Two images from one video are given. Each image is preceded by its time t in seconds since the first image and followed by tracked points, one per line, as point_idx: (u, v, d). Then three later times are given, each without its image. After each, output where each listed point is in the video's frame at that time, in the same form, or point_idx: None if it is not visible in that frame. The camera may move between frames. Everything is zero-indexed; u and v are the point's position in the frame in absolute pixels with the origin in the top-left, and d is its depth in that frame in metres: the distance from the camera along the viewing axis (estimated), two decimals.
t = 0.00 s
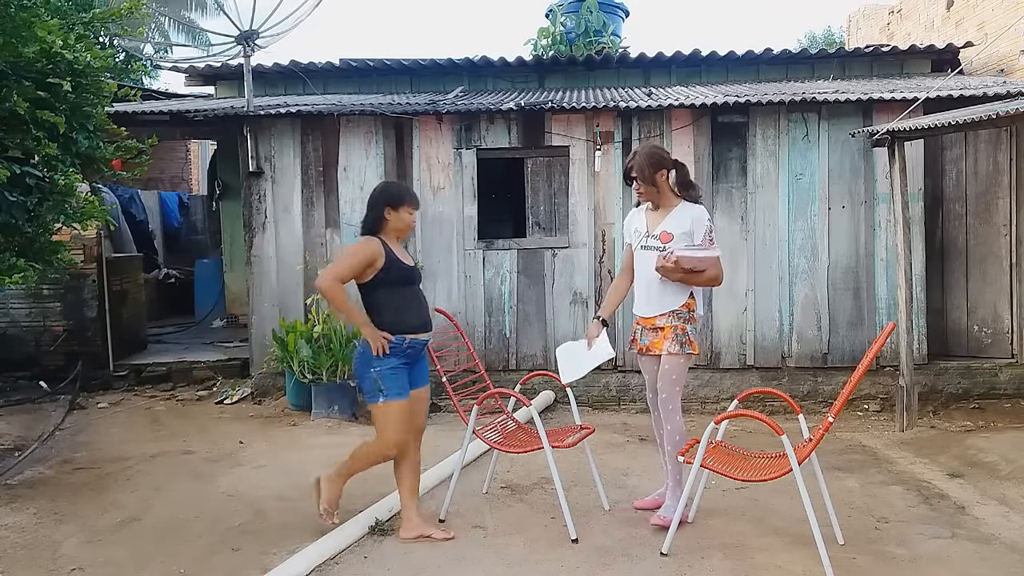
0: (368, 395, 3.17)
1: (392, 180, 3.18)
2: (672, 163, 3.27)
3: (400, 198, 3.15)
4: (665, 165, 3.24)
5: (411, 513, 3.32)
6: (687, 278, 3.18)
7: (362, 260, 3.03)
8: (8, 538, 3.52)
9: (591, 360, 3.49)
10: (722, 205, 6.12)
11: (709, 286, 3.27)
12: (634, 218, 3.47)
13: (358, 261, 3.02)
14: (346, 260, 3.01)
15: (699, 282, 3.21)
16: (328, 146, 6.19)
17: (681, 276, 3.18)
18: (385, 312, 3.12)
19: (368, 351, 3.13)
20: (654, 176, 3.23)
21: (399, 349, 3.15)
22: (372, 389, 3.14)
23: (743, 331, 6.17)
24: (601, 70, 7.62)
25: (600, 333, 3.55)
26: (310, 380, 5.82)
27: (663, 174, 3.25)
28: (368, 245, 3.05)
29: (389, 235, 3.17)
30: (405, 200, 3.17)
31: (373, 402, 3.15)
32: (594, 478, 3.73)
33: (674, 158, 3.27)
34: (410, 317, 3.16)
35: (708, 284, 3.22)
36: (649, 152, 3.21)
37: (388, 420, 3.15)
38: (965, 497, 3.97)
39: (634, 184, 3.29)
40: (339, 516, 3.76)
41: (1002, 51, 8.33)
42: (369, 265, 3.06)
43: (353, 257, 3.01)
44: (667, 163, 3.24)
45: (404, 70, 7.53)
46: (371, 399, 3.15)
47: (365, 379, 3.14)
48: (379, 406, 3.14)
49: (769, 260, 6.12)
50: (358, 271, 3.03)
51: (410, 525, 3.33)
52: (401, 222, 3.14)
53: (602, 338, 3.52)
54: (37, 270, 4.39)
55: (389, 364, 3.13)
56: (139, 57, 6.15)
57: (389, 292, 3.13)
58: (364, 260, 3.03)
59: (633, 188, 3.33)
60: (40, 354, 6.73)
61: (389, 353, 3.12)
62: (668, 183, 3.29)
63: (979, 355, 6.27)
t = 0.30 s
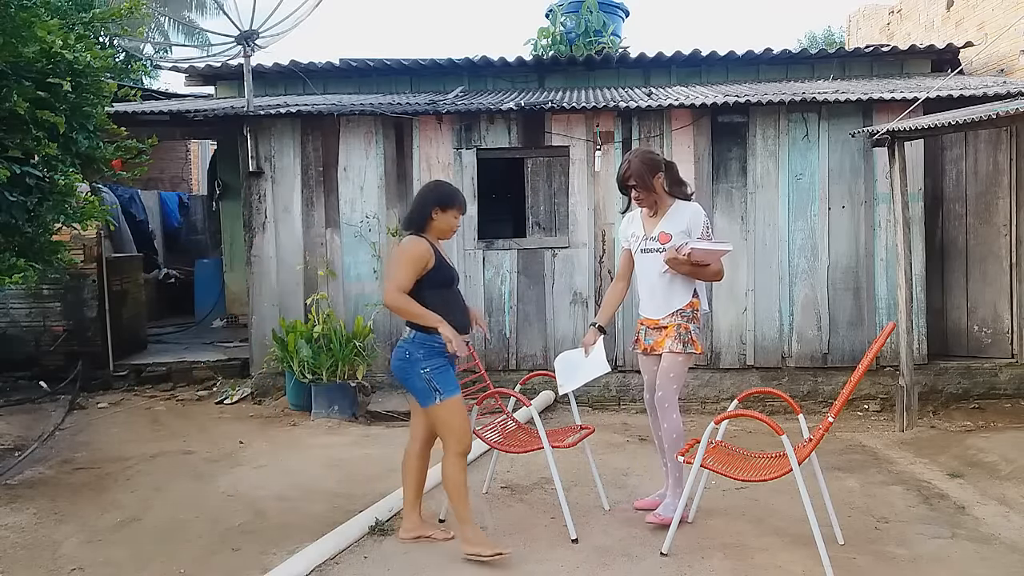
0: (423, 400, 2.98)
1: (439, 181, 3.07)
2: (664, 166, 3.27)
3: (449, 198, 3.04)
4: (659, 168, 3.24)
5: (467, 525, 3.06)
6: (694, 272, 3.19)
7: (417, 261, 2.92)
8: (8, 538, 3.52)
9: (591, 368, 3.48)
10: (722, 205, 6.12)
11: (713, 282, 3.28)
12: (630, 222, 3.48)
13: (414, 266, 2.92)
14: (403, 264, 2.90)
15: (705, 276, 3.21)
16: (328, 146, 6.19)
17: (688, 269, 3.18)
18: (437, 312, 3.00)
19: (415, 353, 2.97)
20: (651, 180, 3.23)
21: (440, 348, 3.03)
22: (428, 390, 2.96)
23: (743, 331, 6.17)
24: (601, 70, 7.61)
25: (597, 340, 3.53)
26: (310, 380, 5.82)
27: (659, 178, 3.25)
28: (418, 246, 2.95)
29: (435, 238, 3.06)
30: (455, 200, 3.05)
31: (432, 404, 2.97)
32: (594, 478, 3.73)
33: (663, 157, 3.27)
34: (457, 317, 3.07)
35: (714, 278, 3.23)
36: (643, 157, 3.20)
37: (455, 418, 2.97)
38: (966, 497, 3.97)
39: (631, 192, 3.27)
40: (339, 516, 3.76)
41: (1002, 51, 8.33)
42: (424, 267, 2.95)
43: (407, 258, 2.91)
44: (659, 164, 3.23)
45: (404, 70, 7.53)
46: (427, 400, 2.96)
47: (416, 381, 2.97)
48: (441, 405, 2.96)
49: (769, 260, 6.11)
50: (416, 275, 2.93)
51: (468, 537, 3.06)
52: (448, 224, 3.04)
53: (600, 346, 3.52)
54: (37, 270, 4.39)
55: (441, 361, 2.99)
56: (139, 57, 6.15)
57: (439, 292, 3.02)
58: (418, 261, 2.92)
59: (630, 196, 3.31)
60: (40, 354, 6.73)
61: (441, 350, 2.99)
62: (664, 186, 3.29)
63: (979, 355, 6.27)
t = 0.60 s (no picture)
0: (470, 405, 2.92)
1: (477, 184, 2.98)
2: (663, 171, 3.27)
3: (494, 204, 2.98)
4: (657, 174, 3.25)
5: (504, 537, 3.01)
6: (689, 278, 3.19)
7: (473, 271, 2.86)
8: (8, 538, 3.52)
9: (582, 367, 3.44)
10: (722, 205, 6.12)
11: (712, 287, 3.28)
12: (630, 229, 3.47)
13: (473, 276, 2.86)
14: (464, 277, 2.84)
15: (700, 283, 3.21)
16: (328, 146, 6.19)
17: (683, 275, 3.18)
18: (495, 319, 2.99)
19: (467, 356, 2.93)
20: (649, 184, 3.23)
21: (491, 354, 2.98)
22: (478, 395, 2.90)
23: (743, 331, 6.17)
24: (601, 70, 7.61)
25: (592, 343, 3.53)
26: (310, 380, 5.82)
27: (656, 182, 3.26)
28: (470, 254, 2.88)
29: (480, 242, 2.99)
30: (497, 201, 2.99)
31: (479, 410, 2.91)
32: (594, 478, 3.73)
33: (663, 163, 3.27)
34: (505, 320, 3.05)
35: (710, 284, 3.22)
36: (642, 161, 3.21)
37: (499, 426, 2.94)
38: (966, 497, 3.97)
39: (628, 194, 3.27)
40: (339, 516, 3.76)
41: (1002, 51, 8.33)
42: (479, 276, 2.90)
43: (466, 270, 2.84)
44: (658, 168, 3.24)
45: (404, 70, 7.53)
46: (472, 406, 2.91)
47: (467, 386, 2.91)
48: (488, 412, 2.92)
49: (769, 260, 6.11)
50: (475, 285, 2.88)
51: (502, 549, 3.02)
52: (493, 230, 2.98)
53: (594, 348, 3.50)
54: (36, 270, 4.38)
55: (491, 367, 2.95)
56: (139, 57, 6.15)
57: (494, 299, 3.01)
58: (475, 270, 2.87)
59: (627, 199, 3.31)
60: (40, 354, 6.73)
61: (492, 356, 2.97)
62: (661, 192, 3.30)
63: (979, 355, 6.27)
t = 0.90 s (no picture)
0: (499, 407, 2.95)
1: (509, 187, 3.04)
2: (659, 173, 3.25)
3: (526, 202, 3.02)
4: (651, 175, 3.23)
5: (509, 536, 3.02)
6: (672, 280, 3.17)
7: (515, 268, 2.90)
8: (8, 538, 3.52)
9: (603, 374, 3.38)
10: (721, 205, 6.12)
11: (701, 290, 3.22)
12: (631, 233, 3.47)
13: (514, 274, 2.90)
14: (507, 276, 2.87)
15: (683, 283, 3.18)
16: (328, 146, 6.19)
17: (661, 277, 3.18)
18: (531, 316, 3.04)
19: (496, 359, 2.94)
20: (643, 184, 3.22)
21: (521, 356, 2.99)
22: (507, 398, 2.94)
23: (743, 331, 6.17)
24: (601, 70, 7.61)
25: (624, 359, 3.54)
26: (310, 380, 5.82)
27: (650, 183, 3.24)
28: (510, 252, 2.91)
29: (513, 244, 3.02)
30: (531, 203, 3.03)
31: (508, 412, 2.94)
32: (594, 478, 3.73)
33: (658, 164, 3.26)
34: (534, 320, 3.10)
35: (695, 286, 3.18)
36: (635, 161, 3.20)
37: (528, 427, 2.98)
38: (966, 497, 3.97)
39: (622, 196, 3.27)
40: (339, 516, 3.76)
41: (1002, 51, 8.33)
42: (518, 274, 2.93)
43: (508, 268, 2.88)
44: (653, 170, 3.24)
45: (404, 70, 7.53)
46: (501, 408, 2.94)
47: (497, 388, 2.93)
48: (518, 414, 2.95)
49: (769, 260, 6.12)
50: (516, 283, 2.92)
51: (506, 547, 3.03)
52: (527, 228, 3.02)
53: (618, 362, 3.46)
54: (36, 270, 4.38)
55: (521, 368, 2.97)
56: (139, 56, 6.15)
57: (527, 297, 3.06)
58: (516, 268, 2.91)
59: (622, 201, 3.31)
60: (40, 354, 6.73)
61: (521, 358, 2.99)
62: (658, 193, 3.27)
63: (979, 355, 6.27)
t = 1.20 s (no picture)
0: (521, 409, 2.98)
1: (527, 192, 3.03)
2: (642, 185, 3.22)
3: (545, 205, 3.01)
4: (632, 189, 3.23)
5: (512, 535, 3.03)
6: (640, 284, 3.15)
7: (533, 269, 2.92)
8: (8, 538, 3.52)
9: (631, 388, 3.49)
10: (722, 205, 6.12)
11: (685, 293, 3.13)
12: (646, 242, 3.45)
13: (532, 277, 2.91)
14: (524, 279, 2.88)
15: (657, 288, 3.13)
16: (328, 146, 6.19)
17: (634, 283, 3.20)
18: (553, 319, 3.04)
19: (518, 362, 2.97)
20: (623, 201, 3.24)
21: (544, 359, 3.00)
22: (528, 401, 2.96)
23: (743, 331, 6.17)
24: (601, 70, 7.61)
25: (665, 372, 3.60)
26: (310, 380, 5.81)
27: (632, 198, 3.24)
28: (530, 255, 2.93)
29: (535, 248, 3.03)
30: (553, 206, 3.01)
31: (528, 415, 2.97)
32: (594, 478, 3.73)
33: (645, 175, 3.23)
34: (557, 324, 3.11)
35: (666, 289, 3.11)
36: (614, 179, 3.24)
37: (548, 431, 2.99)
38: (966, 497, 3.97)
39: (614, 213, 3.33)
40: (339, 516, 3.76)
41: (1002, 51, 8.33)
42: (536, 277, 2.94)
43: (527, 270, 2.90)
44: (636, 183, 3.22)
45: (404, 70, 7.53)
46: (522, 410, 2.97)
47: (518, 391, 2.96)
48: (538, 417, 2.97)
49: (769, 260, 6.12)
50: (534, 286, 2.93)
51: (509, 545, 3.05)
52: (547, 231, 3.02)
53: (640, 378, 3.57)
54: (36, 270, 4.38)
55: (543, 372, 2.99)
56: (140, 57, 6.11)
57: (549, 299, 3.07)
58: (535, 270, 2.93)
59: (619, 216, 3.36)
60: (40, 354, 6.73)
61: (544, 360, 3.00)
62: (645, 205, 3.24)
63: (979, 356, 6.27)
